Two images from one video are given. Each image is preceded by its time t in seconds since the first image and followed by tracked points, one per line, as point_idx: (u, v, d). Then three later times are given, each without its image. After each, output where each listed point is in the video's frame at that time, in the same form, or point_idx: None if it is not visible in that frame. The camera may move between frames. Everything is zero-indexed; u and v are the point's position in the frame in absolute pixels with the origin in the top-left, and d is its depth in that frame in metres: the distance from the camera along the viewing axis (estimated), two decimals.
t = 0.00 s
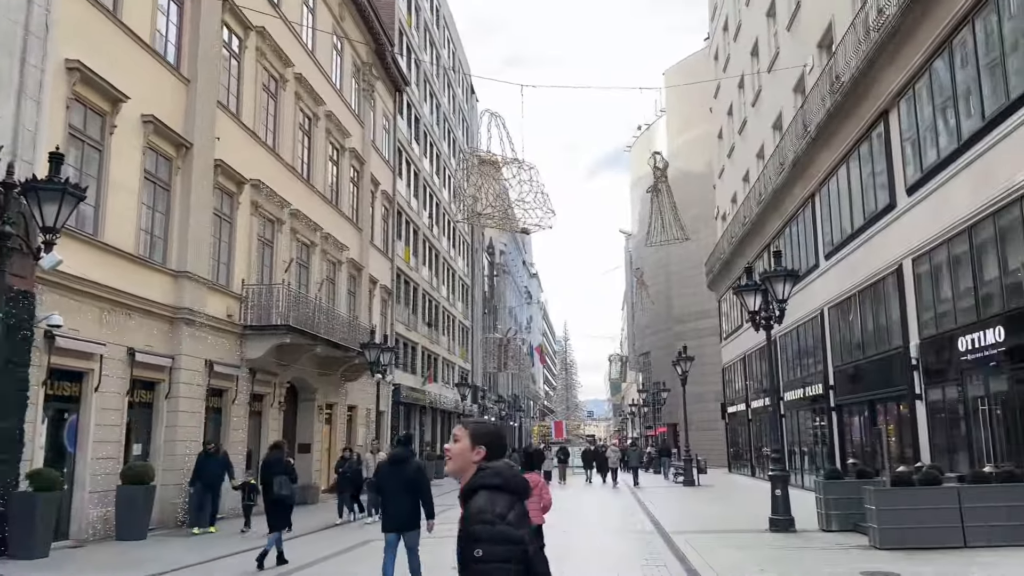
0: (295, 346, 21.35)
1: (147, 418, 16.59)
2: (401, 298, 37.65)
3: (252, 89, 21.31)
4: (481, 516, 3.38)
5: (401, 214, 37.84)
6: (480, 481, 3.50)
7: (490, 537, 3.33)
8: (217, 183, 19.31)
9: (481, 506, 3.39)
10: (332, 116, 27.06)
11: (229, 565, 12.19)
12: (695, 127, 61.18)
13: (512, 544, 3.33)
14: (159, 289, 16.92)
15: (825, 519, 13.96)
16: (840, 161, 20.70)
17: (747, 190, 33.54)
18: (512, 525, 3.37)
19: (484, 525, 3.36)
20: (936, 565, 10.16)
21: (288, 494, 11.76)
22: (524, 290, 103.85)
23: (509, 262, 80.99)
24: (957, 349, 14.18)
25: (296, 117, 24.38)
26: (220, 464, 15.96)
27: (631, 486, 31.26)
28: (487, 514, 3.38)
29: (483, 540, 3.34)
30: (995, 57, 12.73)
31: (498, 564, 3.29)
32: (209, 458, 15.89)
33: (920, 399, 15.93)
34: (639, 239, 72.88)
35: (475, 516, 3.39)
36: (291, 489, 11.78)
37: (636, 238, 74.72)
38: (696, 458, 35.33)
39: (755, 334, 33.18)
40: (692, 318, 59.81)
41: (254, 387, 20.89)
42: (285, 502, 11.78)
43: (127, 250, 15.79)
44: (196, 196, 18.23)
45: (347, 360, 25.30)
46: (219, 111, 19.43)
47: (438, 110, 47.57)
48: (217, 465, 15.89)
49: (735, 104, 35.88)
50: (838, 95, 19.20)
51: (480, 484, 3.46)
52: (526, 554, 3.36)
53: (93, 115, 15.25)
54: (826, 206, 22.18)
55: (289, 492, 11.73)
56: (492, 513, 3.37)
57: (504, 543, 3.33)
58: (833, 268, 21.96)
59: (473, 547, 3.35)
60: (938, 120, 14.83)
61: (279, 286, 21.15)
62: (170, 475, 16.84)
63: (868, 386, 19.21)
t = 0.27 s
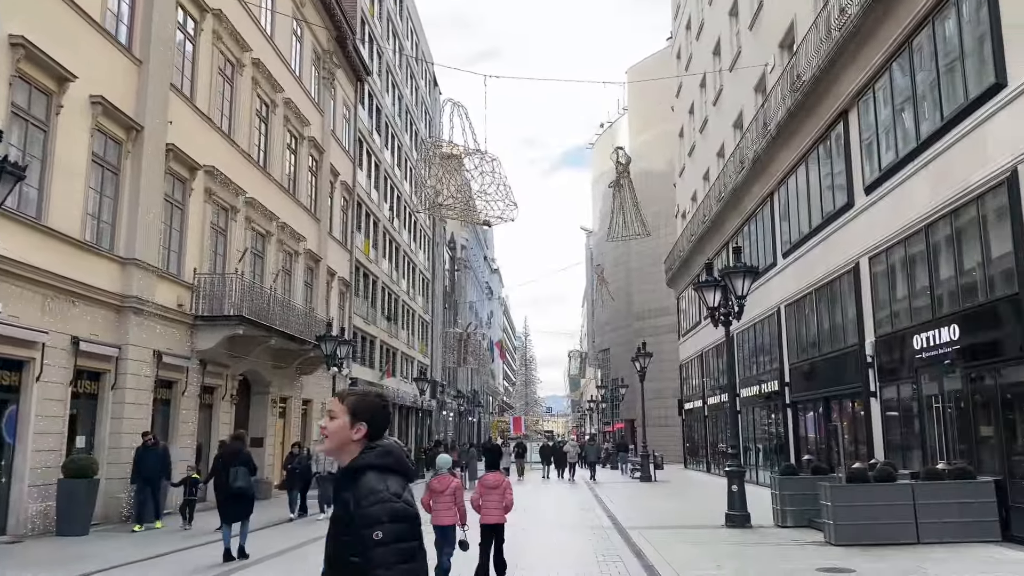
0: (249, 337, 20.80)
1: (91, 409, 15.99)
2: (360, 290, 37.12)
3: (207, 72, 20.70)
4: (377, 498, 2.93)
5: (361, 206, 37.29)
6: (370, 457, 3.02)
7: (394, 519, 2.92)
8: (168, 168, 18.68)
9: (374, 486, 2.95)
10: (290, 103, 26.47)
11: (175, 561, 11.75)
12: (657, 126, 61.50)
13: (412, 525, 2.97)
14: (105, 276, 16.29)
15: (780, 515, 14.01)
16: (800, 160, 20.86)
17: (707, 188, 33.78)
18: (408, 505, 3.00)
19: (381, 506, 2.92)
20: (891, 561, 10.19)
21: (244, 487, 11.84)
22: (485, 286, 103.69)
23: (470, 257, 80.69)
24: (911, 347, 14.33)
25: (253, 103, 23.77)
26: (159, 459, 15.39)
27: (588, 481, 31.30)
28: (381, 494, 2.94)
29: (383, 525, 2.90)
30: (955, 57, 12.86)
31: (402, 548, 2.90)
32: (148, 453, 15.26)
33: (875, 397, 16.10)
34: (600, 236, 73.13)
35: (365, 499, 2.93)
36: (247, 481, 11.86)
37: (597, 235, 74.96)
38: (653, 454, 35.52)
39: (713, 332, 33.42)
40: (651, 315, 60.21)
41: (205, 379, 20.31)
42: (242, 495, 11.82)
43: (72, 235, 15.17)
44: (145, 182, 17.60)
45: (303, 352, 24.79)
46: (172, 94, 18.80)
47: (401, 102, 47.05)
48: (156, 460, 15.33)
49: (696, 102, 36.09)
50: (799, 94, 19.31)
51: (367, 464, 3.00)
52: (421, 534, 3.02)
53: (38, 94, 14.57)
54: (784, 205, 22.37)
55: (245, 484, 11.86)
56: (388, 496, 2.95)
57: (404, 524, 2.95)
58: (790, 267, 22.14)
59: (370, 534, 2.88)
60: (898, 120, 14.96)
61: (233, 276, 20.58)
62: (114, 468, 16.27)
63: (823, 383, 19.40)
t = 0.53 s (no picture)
0: (216, 329, 20.36)
1: (51, 401, 15.46)
2: (333, 283, 36.65)
3: (177, 57, 20.20)
4: (229, 527, 2.68)
5: (334, 197, 36.82)
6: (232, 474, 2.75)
7: (250, 554, 2.66)
8: (134, 154, 18.12)
9: (231, 514, 2.69)
10: (262, 91, 25.98)
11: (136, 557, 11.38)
12: (634, 123, 61.59)
13: (270, 555, 2.72)
14: (67, 264, 15.74)
15: (753, 512, 13.95)
16: (776, 158, 20.87)
17: (682, 185, 33.81)
18: (269, 536, 2.75)
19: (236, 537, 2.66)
20: (864, 560, 10.12)
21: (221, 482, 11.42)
22: (460, 280, 103.32)
23: (444, 251, 80.25)
24: (885, 345, 14.34)
25: (224, 90, 23.28)
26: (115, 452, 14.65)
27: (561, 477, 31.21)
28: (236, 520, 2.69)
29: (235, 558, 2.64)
30: (934, 54, 12.84)
31: None
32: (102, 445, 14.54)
33: (848, 395, 16.13)
34: (575, 232, 73.12)
35: (218, 528, 2.67)
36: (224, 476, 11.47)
37: (572, 231, 74.96)
38: (625, 449, 35.52)
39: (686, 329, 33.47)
40: (625, 312, 60.30)
41: (170, 371, 19.84)
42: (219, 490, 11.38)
43: (34, 221, 14.64)
44: (111, 168, 17.00)
45: (272, 345, 24.35)
46: (140, 79, 18.25)
47: (376, 93, 46.56)
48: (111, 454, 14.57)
49: (672, 99, 36.10)
50: (776, 91, 19.30)
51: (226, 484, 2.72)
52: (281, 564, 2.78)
53: None
54: (760, 202, 22.39)
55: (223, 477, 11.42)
56: (245, 525, 2.70)
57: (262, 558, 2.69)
58: (764, 264, 22.17)
59: (220, 570, 2.62)
60: (876, 117, 14.95)
61: (201, 266, 20.12)
62: (75, 462, 15.77)
63: (797, 380, 19.44)
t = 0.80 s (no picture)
0: (194, 321, 20.02)
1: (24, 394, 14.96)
2: (315, 276, 36.26)
3: (156, 44, 19.76)
4: (46, 507, 2.54)
5: (317, 189, 36.41)
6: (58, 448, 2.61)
7: (58, 540, 2.50)
8: (112, 142, 17.63)
9: (52, 493, 2.55)
10: (244, 80, 25.55)
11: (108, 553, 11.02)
12: (619, 119, 61.56)
13: (88, 540, 2.54)
14: (43, 254, 15.23)
15: (738, 509, 13.83)
16: (763, 153, 20.79)
17: (668, 181, 33.77)
18: (92, 518, 2.58)
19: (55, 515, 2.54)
20: (853, 559, 10.00)
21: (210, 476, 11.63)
22: (443, 275, 102.86)
23: (428, 246, 79.82)
24: (871, 341, 14.28)
25: (204, 79, 22.84)
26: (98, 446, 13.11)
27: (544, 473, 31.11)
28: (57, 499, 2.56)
29: (42, 542, 2.49)
30: (924, 48, 12.74)
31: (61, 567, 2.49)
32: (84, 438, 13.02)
33: (833, 391, 16.08)
34: (559, 227, 73.02)
35: (34, 507, 2.53)
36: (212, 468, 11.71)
37: (556, 227, 74.85)
38: (608, 445, 35.47)
39: (669, 325, 33.43)
40: (609, 308, 60.33)
41: (148, 364, 19.44)
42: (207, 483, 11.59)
43: (9, 210, 14.17)
44: (88, 156, 16.42)
45: (252, 338, 24.01)
46: (118, 65, 17.73)
47: (360, 85, 46.12)
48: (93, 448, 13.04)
49: (658, 95, 36.06)
50: (764, 86, 19.20)
51: (59, 459, 2.58)
52: (105, 553, 2.59)
53: None
54: (745, 198, 22.34)
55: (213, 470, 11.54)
56: (62, 505, 2.54)
57: (72, 545, 2.51)
58: (749, 260, 22.12)
59: (23, 555, 2.48)
60: (864, 112, 14.86)
61: (180, 257, 19.72)
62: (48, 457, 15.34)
63: (781, 377, 19.40)
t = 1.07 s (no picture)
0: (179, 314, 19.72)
1: (4, 388, 14.54)
2: (303, 270, 35.92)
3: (141, 32, 19.38)
4: None
5: (305, 182, 36.06)
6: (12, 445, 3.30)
7: None
8: (95, 131, 17.22)
9: None
10: (231, 71, 25.19)
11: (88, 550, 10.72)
12: (609, 115, 61.44)
13: None
14: (23, 245, 14.82)
15: (729, 505, 13.70)
16: (755, 148, 20.66)
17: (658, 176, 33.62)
18: None
19: None
20: (848, 556, 9.86)
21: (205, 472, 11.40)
22: (432, 271, 102.35)
23: (418, 241, 79.42)
24: (865, 336, 14.17)
25: (190, 68, 22.48)
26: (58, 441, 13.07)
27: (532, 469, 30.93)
28: None
29: None
30: (919, 40, 12.61)
31: None
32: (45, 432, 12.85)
33: (825, 387, 15.97)
34: (549, 223, 72.83)
35: None
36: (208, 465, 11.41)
37: (546, 222, 74.66)
38: (597, 441, 35.37)
39: (659, 320, 33.32)
40: (599, 304, 60.23)
41: (131, 358, 19.12)
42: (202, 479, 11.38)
43: None
44: (71, 144, 16.02)
45: (239, 333, 23.70)
46: (101, 52, 17.30)
47: (349, 78, 45.73)
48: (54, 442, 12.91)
49: (649, 90, 35.88)
50: (756, 80, 19.05)
51: None
52: None
53: None
54: (737, 192, 22.21)
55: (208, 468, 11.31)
56: None
57: None
58: (741, 255, 22.01)
59: None
60: (858, 105, 14.73)
61: (165, 249, 19.37)
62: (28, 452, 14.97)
63: (772, 373, 19.29)
